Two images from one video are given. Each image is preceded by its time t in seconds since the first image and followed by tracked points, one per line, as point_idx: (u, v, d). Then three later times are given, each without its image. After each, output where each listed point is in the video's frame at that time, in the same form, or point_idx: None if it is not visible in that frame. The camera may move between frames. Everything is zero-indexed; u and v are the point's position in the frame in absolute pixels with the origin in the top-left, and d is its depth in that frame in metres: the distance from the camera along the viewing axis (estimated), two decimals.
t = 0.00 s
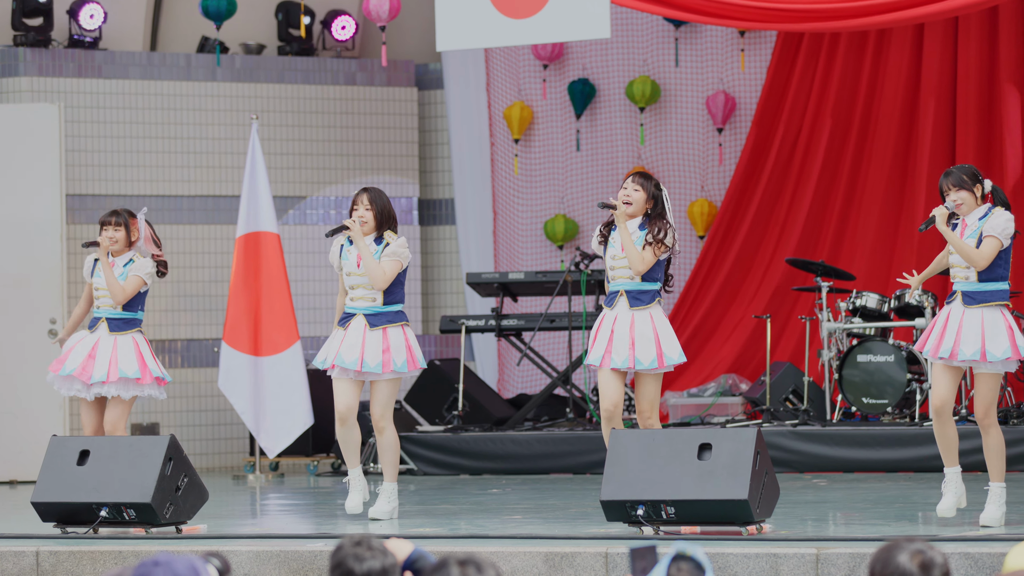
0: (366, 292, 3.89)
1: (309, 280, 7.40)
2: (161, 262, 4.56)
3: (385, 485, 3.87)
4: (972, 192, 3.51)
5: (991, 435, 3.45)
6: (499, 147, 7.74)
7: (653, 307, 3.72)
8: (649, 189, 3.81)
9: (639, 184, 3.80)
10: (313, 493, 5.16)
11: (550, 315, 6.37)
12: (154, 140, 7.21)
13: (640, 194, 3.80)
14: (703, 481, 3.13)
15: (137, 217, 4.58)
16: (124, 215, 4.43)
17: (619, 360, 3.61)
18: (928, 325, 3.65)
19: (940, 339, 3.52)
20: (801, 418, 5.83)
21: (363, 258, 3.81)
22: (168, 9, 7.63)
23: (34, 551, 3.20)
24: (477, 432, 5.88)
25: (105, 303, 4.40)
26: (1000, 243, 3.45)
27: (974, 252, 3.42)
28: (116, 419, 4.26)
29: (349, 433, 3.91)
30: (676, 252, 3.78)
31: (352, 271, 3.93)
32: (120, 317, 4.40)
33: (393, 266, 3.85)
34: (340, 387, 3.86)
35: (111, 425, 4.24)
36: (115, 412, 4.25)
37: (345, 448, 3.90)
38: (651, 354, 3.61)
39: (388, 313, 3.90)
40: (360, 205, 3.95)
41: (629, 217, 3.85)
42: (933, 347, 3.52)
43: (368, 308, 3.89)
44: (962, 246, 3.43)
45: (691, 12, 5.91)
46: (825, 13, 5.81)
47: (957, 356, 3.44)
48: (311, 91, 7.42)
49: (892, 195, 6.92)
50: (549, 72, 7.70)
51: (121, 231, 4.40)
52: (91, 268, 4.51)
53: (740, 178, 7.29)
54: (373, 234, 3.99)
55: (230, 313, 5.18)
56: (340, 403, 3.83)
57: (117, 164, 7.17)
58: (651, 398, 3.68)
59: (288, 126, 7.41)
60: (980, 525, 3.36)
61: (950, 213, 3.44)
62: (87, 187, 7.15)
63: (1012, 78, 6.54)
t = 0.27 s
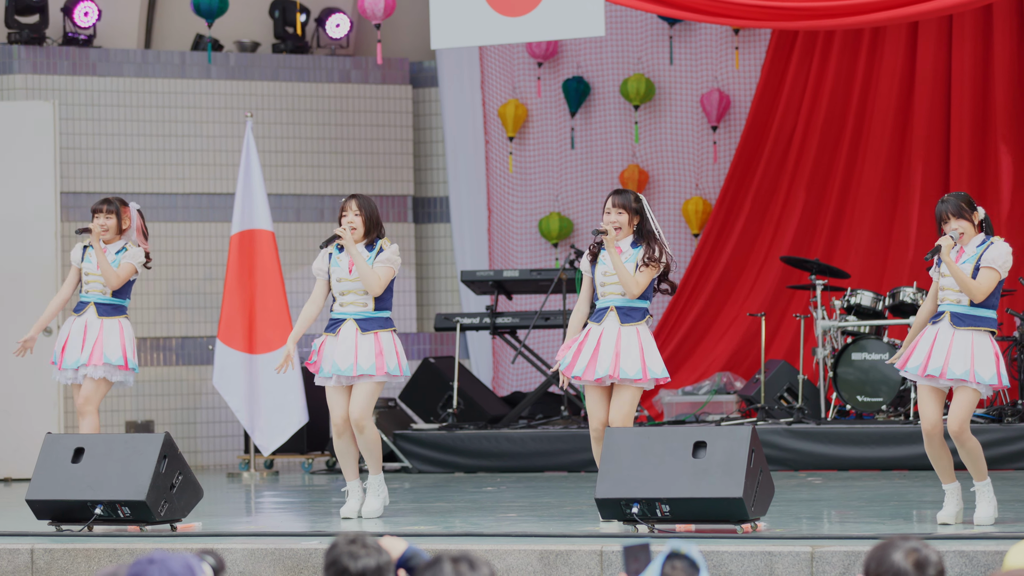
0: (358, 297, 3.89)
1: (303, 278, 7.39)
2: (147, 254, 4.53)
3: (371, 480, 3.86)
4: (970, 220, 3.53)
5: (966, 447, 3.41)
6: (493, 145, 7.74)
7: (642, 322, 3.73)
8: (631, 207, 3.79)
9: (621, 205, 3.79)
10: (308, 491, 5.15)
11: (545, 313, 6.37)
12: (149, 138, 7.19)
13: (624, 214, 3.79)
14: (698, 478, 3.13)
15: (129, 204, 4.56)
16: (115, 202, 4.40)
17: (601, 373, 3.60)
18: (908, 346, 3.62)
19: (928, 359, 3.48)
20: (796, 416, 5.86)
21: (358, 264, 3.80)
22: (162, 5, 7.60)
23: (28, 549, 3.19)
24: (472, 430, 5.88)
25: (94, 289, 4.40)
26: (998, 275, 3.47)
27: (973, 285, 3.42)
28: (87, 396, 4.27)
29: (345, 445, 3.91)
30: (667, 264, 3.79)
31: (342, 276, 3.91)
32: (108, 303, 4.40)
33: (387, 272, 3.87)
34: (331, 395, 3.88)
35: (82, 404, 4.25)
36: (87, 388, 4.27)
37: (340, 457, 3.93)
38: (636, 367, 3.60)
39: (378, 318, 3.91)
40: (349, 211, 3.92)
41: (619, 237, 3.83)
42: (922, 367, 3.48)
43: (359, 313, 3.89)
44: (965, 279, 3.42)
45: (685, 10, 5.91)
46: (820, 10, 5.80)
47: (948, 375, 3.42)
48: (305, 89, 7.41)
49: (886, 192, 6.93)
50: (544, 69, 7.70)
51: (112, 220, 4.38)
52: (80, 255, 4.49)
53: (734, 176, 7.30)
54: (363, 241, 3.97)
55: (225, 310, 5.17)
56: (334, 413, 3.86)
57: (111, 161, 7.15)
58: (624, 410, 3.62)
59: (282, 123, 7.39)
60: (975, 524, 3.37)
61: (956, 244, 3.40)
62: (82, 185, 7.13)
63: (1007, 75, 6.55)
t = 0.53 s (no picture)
0: (358, 288, 3.90)
1: (302, 277, 7.40)
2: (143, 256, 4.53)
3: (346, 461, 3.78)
4: (971, 189, 3.55)
5: (964, 414, 3.45)
6: (491, 144, 7.75)
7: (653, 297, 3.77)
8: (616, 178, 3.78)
9: (607, 177, 3.76)
10: (307, 489, 5.16)
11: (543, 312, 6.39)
12: (147, 136, 7.19)
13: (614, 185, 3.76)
14: (695, 477, 3.14)
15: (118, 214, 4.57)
16: (107, 206, 4.40)
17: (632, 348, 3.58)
18: (914, 325, 3.62)
19: (939, 338, 3.49)
20: (794, 414, 5.86)
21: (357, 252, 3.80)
22: (161, 4, 7.60)
23: (28, 547, 3.19)
24: (470, 428, 5.88)
25: (92, 294, 4.41)
26: (992, 243, 3.50)
27: (973, 253, 3.42)
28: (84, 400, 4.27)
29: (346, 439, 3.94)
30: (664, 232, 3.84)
31: (341, 267, 3.92)
32: (107, 309, 4.41)
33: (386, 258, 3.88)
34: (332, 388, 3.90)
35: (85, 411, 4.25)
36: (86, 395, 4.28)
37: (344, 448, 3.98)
38: (660, 340, 3.65)
39: (379, 308, 3.92)
40: (343, 202, 3.92)
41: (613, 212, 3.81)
42: (935, 347, 3.48)
43: (359, 305, 3.90)
44: (966, 248, 3.41)
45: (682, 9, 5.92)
46: (818, 10, 5.81)
47: (969, 348, 3.40)
48: (304, 88, 7.41)
49: (884, 191, 6.94)
50: (542, 69, 7.71)
51: (105, 222, 4.38)
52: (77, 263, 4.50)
53: (732, 175, 7.31)
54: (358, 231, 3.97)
55: (223, 311, 5.17)
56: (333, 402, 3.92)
57: (110, 160, 7.15)
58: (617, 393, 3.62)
59: (281, 122, 7.39)
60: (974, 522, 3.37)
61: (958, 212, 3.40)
62: (81, 184, 7.13)
63: (1004, 74, 6.56)
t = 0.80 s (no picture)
0: (358, 287, 3.94)
1: (301, 276, 7.43)
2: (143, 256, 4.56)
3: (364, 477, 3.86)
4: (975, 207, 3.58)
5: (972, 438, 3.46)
6: (490, 144, 7.78)
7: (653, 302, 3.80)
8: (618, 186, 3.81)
9: (610, 186, 3.79)
10: (307, 487, 5.19)
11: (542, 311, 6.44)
12: (148, 137, 7.23)
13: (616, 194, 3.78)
14: (692, 475, 3.18)
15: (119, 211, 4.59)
16: (105, 211, 4.44)
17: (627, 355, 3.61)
18: (916, 339, 3.64)
19: (943, 350, 3.51)
20: (790, 413, 5.91)
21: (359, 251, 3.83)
22: (161, 5, 7.63)
23: (30, 544, 3.22)
24: (469, 427, 5.92)
25: (92, 295, 4.44)
26: (997, 256, 3.52)
27: (979, 266, 3.46)
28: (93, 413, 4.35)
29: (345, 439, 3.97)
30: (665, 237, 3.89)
31: (343, 264, 3.95)
32: (105, 310, 4.44)
33: (388, 257, 3.91)
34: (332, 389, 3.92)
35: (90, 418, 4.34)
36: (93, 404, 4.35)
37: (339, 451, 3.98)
38: (658, 350, 3.68)
39: (377, 308, 3.95)
40: (346, 202, 3.96)
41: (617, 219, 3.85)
42: (940, 359, 3.49)
43: (359, 303, 3.93)
44: (971, 260, 3.45)
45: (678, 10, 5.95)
46: (815, 11, 5.85)
47: (967, 359, 3.44)
48: (303, 88, 7.43)
49: (879, 191, 6.98)
50: (540, 69, 7.75)
51: (105, 228, 4.43)
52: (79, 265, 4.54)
53: (730, 175, 7.35)
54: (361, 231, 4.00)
55: (224, 311, 5.19)
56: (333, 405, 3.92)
57: (112, 160, 7.18)
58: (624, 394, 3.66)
59: (281, 123, 7.42)
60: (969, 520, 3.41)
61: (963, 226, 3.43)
62: (82, 185, 7.16)
63: (999, 75, 6.61)
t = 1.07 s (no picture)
0: (358, 285, 3.92)
1: (300, 276, 7.43)
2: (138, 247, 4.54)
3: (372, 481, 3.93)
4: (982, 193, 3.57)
5: (985, 427, 3.50)
6: (488, 145, 7.79)
7: (645, 308, 3.77)
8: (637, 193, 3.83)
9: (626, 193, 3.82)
10: (305, 487, 5.19)
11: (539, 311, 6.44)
12: (147, 137, 7.23)
13: (630, 201, 3.82)
14: (690, 475, 3.18)
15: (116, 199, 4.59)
16: (103, 197, 4.45)
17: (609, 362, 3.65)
18: (920, 319, 3.65)
19: (947, 333, 3.52)
20: (787, 413, 5.91)
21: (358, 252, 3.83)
22: (160, 5, 7.63)
23: (29, 545, 3.22)
24: (467, 427, 5.93)
25: (90, 284, 4.42)
26: (1003, 241, 3.53)
27: (986, 253, 3.46)
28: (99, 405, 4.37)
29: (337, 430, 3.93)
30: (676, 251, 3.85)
31: (345, 263, 3.94)
32: (103, 300, 4.43)
33: (387, 258, 3.90)
34: (329, 381, 3.89)
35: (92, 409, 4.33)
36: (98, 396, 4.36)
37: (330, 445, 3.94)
38: (642, 357, 3.66)
39: (377, 308, 3.94)
40: (351, 200, 3.97)
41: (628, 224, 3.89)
42: (942, 342, 3.52)
43: (358, 302, 3.92)
44: (977, 248, 3.46)
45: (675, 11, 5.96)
46: (813, 11, 5.87)
47: (971, 348, 3.46)
48: (302, 89, 7.44)
49: (877, 192, 6.99)
50: (538, 70, 7.75)
51: (101, 213, 4.42)
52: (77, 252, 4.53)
53: (727, 176, 7.36)
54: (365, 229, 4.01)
55: (222, 310, 5.19)
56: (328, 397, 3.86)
57: (110, 161, 7.19)
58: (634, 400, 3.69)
59: (280, 123, 7.42)
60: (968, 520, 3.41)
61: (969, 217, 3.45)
62: (81, 185, 7.16)
63: (996, 76, 6.62)
